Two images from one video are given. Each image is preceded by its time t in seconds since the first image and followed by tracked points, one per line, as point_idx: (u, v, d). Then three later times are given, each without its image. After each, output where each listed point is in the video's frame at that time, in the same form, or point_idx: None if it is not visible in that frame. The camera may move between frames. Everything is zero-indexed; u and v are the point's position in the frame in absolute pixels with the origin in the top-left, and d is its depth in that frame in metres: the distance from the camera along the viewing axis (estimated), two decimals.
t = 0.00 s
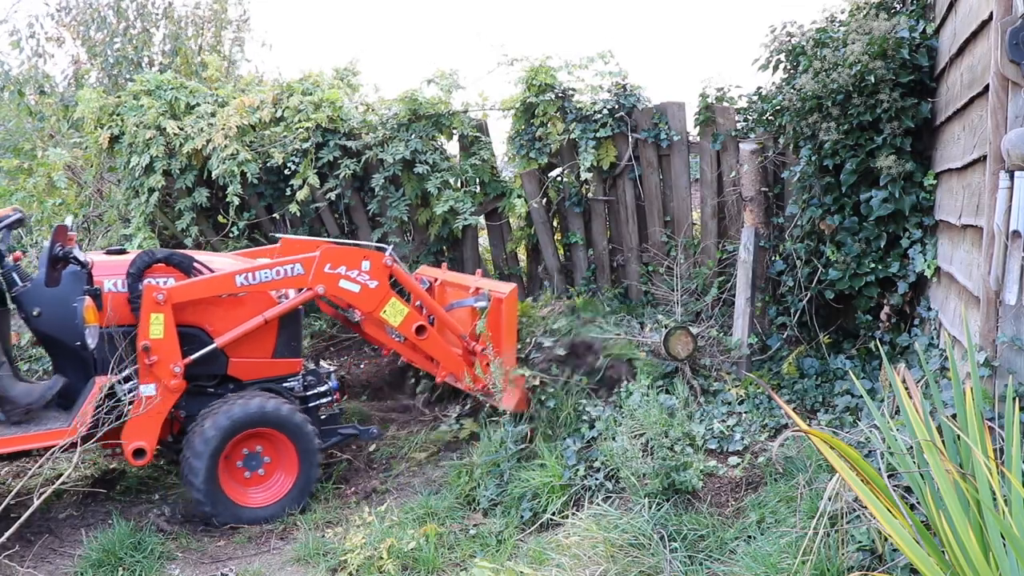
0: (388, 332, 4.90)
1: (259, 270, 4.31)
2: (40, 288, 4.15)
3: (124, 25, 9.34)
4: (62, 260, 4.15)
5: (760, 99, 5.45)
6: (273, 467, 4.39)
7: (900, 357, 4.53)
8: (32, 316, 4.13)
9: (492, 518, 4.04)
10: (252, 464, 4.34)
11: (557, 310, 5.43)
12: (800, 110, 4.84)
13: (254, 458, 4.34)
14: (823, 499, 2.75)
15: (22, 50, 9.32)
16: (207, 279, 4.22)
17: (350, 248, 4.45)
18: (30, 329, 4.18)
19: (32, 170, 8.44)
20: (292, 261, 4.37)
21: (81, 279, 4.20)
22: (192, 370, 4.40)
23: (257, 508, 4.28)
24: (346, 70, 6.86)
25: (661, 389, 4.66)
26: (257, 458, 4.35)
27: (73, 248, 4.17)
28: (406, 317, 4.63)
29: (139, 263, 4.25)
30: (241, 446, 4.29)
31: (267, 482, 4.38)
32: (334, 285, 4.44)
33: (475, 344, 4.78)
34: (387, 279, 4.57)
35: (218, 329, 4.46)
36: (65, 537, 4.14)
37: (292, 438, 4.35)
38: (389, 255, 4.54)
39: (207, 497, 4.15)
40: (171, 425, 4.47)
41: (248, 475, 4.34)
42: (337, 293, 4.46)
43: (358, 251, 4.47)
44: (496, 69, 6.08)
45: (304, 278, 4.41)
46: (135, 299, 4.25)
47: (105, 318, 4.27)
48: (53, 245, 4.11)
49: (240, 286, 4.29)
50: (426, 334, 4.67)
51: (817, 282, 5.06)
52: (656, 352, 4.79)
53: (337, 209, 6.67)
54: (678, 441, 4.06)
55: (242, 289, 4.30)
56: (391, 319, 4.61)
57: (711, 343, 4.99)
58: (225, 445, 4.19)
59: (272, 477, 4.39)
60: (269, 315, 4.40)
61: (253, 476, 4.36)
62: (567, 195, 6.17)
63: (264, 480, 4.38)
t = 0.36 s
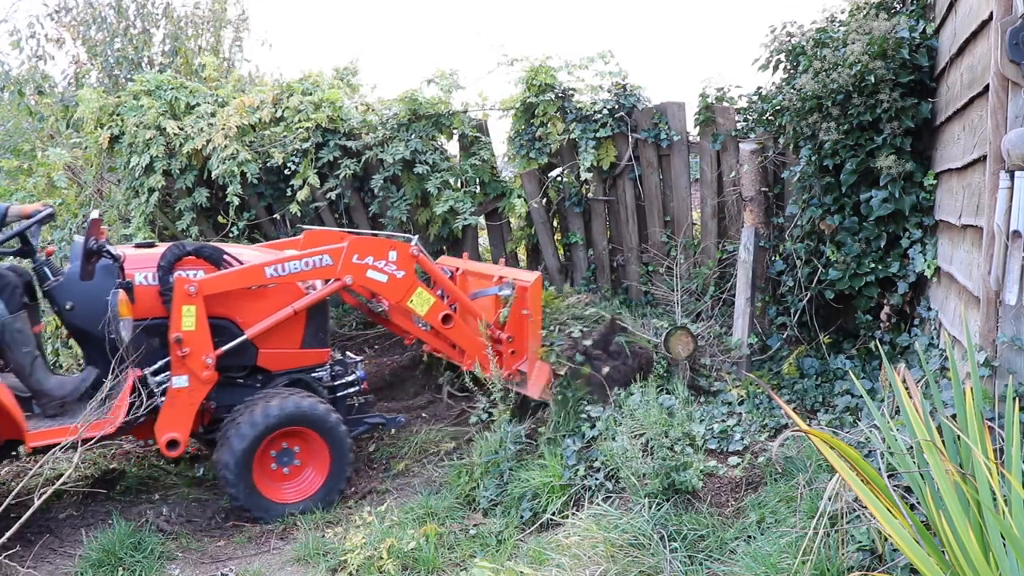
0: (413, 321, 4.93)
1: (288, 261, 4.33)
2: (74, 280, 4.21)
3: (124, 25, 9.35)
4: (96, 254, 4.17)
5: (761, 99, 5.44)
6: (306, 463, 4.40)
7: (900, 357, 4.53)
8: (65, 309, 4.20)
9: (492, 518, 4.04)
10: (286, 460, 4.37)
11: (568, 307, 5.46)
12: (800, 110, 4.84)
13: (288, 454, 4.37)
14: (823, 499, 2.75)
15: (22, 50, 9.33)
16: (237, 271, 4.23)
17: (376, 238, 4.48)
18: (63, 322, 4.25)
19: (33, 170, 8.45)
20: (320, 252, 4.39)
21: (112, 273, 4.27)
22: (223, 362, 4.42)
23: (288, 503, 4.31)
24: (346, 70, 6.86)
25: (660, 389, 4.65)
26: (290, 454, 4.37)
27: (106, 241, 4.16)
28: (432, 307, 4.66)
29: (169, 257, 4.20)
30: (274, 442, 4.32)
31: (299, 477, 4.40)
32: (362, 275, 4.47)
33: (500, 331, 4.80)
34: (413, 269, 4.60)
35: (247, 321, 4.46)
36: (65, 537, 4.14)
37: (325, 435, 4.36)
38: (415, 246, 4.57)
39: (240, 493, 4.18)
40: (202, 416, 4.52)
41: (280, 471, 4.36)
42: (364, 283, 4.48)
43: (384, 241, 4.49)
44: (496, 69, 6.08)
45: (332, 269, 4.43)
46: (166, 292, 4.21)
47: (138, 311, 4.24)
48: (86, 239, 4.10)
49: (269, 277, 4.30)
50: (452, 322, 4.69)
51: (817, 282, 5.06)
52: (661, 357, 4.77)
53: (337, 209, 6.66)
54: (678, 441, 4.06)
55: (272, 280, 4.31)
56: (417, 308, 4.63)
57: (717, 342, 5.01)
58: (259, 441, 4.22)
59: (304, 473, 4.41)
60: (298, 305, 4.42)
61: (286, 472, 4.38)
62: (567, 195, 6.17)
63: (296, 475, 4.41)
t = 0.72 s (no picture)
0: (434, 311, 4.93)
1: (309, 255, 4.32)
2: (98, 278, 4.28)
3: (123, 24, 9.35)
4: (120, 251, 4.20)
5: (761, 99, 5.44)
6: (325, 464, 4.43)
7: (900, 357, 4.53)
8: (89, 306, 4.27)
9: (492, 518, 4.04)
10: (308, 458, 4.39)
11: (582, 297, 5.45)
12: (800, 110, 4.84)
13: (309, 452, 4.39)
14: (823, 499, 2.75)
15: (22, 50, 9.33)
16: (259, 266, 4.22)
17: (396, 230, 4.46)
18: (86, 319, 4.32)
19: (33, 170, 8.45)
20: (341, 245, 4.38)
21: (136, 270, 4.28)
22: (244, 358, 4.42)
23: (310, 502, 4.35)
24: (346, 70, 6.85)
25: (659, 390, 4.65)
26: (312, 454, 4.39)
27: (129, 239, 4.18)
28: (452, 297, 4.68)
29: (191, 253, 4.23)
30: (295, 442, 4.33)
31: (320, 475, 4.43)
32: (383, 268, 4.47)
33: (519, 320, 4.79)
34: (433, 260, 4.59)
35: (269, 316, 4.45)
36: (65, 536, 4.14)
37: (346, 435, 4.39)
38: (435, 236, 4.56)
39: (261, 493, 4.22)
40: (223, 412, 4.50)
41: (301, 470, 4.39)
42: (385, 276, 4.47)
43: (404, 233, 4.49)
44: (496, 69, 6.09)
45: (353, 262, 4.41)
46: (188, 288, 4.23)
47: (161, 307, 4.27)
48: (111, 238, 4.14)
49: (291, 272, 4.29)
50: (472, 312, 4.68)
51: (817, 282, 5.06)
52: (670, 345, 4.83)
53: (337, 209, 6.66)
54: (678, 441, 4.06)
55: (293, 275, 4.30)
56: (438, 299, 4.65)
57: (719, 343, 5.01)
58: (280, 443, 4.23)
59: (325, 472, 4.43)
60: (320, 299, 4.42)
61: (306, 470, 4.40)
62: (567, 195, 6.16)
63: (317, 473, 4.43)
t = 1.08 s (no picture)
0: (435, 306, 4.91)
1: (309, 252, 4.31)
2: (100, 278, 4.30)
3: (124, 24, 9.35)
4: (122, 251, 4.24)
5: (761, 99, 5.44)
6: (326, 464, 4.43)
7: (900, 357, 4.53)
8: (91, 306, 4.29)
9: (492, 518, 4.04)
10: (309, 458, 4.39)
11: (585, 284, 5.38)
12: (800, 110, 4.84)
13: (310, 452, 4.39)
14: (823, 499, 2.75)
15: (22, 50, 9.33)
16: (260, 266, 4.22)
17: (395, 226, 4.45)
18: (87, 319, 4.34)
19: (33, 171, 8.45)
20: (341, 243, 4.36)
21: (137, 271, 4.31)
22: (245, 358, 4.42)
23: (310, 502, 4.34)
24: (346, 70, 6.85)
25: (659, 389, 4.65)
26: (313, 454, 4.39)
27: (131, 240, 4.24)
28: (454, 291, 4.63)
29: (191, 254, 4.22)
30: (296, 443, 4.33)
31: (321, 475, 4.43)
32: (383, 263, 4.45)
33: (521, 313, 4.77)
34: (433, 255, 4.57)
35: (269, 316, 4.46)
36: (65, 537, 4.14)
37: (348, 436, 4.39)
38: (434, 231, 4.54)
39: (261, 492, 4.22)
40: (224, 412, 4.51)
41: (302, 470, 4.39)
42: (386, 271, 4.46)
43: (404, 229, 4.47)
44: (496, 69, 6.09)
45: (353, 259, 4.40)
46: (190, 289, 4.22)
47: (161, 307, 4.27)
48: (112, 238, 4.16)
49: (292, 270, 4.29)
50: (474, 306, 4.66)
51: (817, 282, 5.05)
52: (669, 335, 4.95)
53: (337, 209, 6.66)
54: (678, 441, 4.06)
55: (294, 273, 4.29)
56: (439, 293, 4.61)
57: (719, 342, 5.02)
58: (281, 442, 4.23)
59: (326, 472, 4.43)
60: (321, 297, 4.41)
61: (307, 470, 4.40)
62: (567, 195, 6.16)
63: (318, 473, 4.43)
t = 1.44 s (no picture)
0: (437, 304, 4.91)
1: (310, 252, 4.30)
2: (102, 278, 4.28)
3: (124, 24, 9.34)
4: (123, 251, 4.24)
5: (761, 99, 5.44)
6: (327, 465, 4.43)
7: (900, 357, 4.53)
8: (92, 306, 4.27)
9: (493, 518, 4.04)
10: (310, 458, 4.39)
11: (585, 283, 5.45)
12: (800, 110, 4.84)
13: (312, 452, 4.39)
14: (823, 499, 2.75)
15: (22, 50, 9.33)
16: (261, 265, 4.22)
17: (397, 225, 4.44)
18: (89, 319, 4.33)
19: (32, 171, 8.46)
20: (341, 242, 4.36)
21: (138, 271, 4.30)
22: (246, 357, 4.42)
23: (311, 501, 4.34)
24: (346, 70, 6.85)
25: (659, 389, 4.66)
26: (314, 454, 4.39)
27: (132, 239, 4.24)
28: (455, 290, 4.63)
29: (192, 254, 4.23)
30: (298, 443, 4.33)
31: (322, 475, 4.43)
32: (384, 262, 4.44)
33: (522, 311, 4.77)
34: (435, 253, 4.56)
35: (270, 315, 4.46)
36: (65, 537, 4.14)
37: (349, 436, 4.40)
38: (435, 229, 4.53)
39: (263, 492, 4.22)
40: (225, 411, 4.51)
41: (304, 470, 4.39)
42: (387, 270, 4.45)
43: (405, 227, 4.46)
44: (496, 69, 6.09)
45: (354, 258, 4.39)
46: (190, 289, 4.23)
47: (163, 308, 4.27)
48: (114, 238, 4.16)
49: (293, 269, 4.28)
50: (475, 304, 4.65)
51: (817, 282, 5.05)
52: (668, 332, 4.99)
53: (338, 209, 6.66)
54: (678, 441, 4.06)
55: (295, 273, 4.29)
56: (440, 291, 4.60)
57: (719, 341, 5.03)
58: (284, 442, 4.23)
59: (327, 472, 4.44)
60: (322, 296, 4.41)
61: (308, 470, 4.40)
62: (567, 195, 6.16)
63: (319, 473, 4.43)
